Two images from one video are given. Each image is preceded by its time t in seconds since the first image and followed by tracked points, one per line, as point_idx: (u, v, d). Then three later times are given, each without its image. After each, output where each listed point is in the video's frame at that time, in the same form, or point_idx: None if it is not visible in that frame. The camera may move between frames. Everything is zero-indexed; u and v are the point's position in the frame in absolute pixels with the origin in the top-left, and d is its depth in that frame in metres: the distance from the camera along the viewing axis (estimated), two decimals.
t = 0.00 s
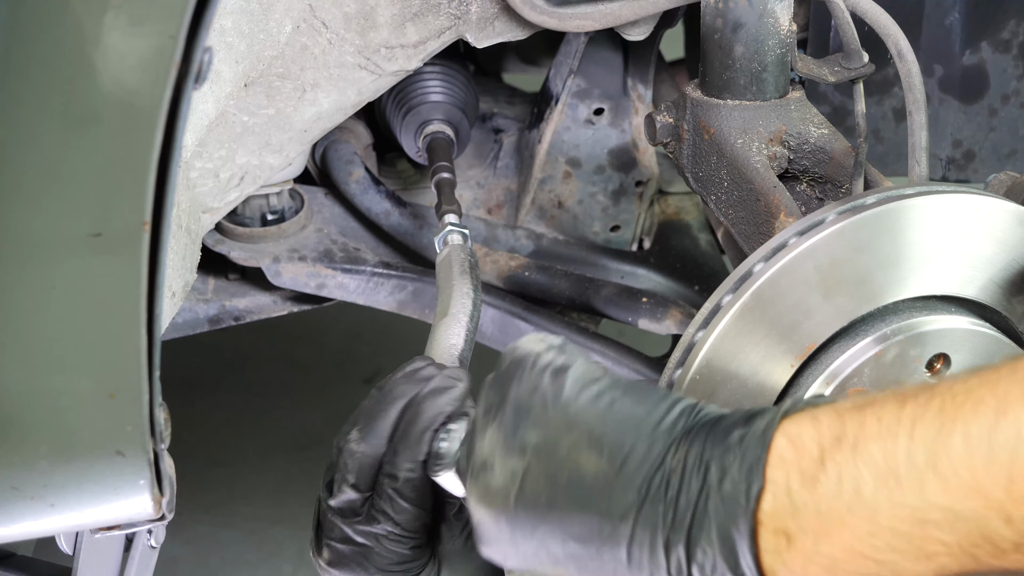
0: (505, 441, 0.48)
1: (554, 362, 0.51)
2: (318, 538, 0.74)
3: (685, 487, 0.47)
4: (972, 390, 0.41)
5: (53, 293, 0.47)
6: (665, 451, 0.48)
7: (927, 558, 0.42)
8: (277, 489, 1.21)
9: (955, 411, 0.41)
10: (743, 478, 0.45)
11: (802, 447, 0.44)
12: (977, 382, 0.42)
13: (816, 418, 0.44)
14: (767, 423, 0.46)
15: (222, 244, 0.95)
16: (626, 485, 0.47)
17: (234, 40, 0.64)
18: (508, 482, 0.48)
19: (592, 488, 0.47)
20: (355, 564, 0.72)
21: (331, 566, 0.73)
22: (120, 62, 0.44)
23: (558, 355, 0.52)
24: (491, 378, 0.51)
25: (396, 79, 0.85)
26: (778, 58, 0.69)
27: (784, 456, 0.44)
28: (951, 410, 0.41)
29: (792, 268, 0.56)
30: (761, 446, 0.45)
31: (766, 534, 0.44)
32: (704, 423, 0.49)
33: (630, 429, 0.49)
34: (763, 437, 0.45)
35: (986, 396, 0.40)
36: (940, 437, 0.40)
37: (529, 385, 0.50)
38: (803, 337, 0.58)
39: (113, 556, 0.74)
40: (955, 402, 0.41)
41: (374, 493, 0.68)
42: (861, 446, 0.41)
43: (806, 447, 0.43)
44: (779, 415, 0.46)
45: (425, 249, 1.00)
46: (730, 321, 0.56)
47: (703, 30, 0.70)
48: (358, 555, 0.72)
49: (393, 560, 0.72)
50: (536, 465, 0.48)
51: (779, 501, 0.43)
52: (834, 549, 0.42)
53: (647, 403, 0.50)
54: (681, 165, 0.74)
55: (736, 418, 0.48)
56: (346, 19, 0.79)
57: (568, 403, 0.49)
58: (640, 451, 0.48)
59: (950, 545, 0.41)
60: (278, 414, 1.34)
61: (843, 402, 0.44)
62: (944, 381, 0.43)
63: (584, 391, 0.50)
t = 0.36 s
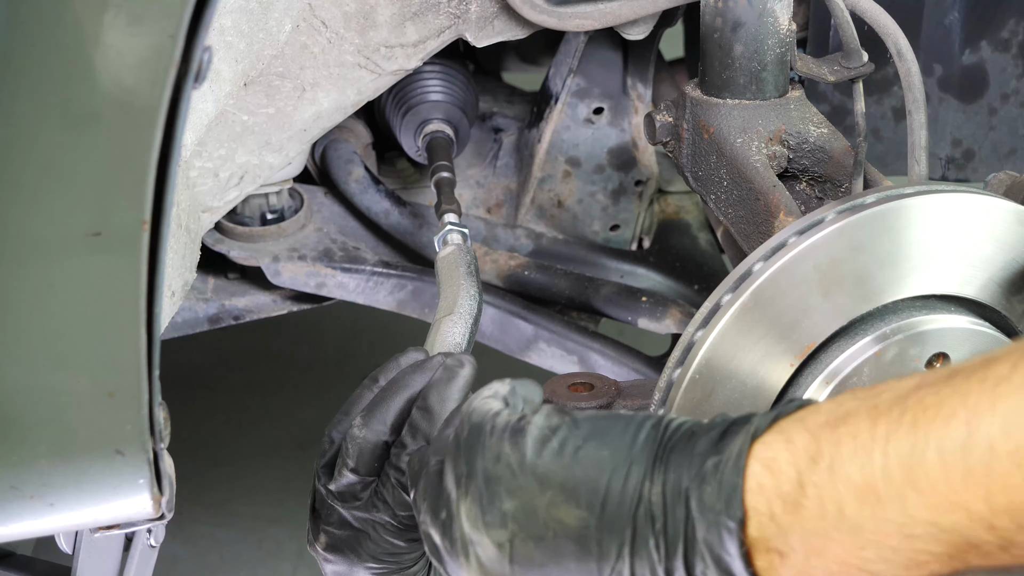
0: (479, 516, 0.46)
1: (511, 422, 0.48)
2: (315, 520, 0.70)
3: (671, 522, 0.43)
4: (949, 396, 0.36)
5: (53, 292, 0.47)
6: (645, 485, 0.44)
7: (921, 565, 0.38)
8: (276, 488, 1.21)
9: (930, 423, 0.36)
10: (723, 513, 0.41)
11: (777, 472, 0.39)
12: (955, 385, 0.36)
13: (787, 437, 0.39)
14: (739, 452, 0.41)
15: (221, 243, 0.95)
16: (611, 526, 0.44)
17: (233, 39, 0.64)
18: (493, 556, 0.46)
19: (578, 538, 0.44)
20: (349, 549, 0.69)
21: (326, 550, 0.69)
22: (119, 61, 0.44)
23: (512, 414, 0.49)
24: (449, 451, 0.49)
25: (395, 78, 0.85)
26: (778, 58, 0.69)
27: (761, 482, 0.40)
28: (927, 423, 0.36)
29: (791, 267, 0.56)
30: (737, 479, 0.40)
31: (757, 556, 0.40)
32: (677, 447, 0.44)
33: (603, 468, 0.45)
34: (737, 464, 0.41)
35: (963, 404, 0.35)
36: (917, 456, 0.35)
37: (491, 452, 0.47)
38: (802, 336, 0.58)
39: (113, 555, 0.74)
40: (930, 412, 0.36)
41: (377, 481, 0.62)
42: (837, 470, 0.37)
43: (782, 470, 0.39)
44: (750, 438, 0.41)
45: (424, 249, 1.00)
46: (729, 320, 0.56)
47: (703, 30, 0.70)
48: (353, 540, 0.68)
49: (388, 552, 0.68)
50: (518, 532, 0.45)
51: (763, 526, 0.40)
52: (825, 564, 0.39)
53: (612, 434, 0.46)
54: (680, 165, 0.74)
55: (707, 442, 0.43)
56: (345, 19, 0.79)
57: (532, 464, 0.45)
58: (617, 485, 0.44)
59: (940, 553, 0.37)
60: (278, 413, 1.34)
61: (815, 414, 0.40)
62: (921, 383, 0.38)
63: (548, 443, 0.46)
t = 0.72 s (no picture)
0: (449, 526, 0.49)
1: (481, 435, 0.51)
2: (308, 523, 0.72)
3: (638, 538, 0.45)
4: (905, 414, 0.37)
5: (53, 293, 0.47)
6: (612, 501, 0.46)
7: None
8: (276, 488, 1.21)
9: (887, 441, 0.36)
10: (687, 529, 0.43)
11: (743, 489, 0.41)
12: (913, 402, 0.37)
13: (751, 454, 0.41)
14: (700, 471, 0.43)
15: (221, 243, 0.95)
16: (579, 541, 0.46)
17: (233, 39, 0.64)
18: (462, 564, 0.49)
19: (545, 551, 0.47)
20: (337, 551, 0.70)
21: (317, 551, 0.71)
22: (119, 61, 0.44)
23: (486, 426, 0.51)
24: (427, 458, 0.52)
25: (395, 78, 0.85)
26: (777, 57, 0.69)
27: (727, 500, 0.41)
28: (885, 441, 0.37)
29: (790, 268, 0.56)
30: (700, 498, 0.42)
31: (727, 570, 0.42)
32: (644, 464, 0.46)
33: (570, 484, 0.47)
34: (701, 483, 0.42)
35: (919, 423, 0.36)
36: (874, 475, 0.36)
37: (462, 465, 0.50)
38: (802, 336, 0.58)
39: (112, 555, 0.74)
40: (887, 431, 0.37)
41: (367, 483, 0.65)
42: (798, 488, 0.38)
43: (747, 488, 0.41)
44: (714, 457, 0.43)
45: (423, 248, 1.00)
46: (728, 320, 0.56)
47: (703, 29, 0.70)
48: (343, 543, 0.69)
49: (374, 552, 0.69)
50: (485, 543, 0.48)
51: (730, 541, 0.41)
52: None
53: (580, 450, 0.48)
54: (679, 164, 0.74)
55: (673, 460, 0.45)
56: (345, 18, 0.79)
57: (499, 479, 0.48)
58: (585, 499, 0.46)
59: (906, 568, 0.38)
60: (277, 413, 1.34)
61: (780, 430, 0.41)
62: (882, 400, 0.39)
63: (517, 458, 0.48)
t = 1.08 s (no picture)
0: (444, 509, 0.51)
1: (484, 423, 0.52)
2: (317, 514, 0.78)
3: (630, 533, 0.47)
4: (895, 414, 0.38)
5: (52, 292, 0.47)
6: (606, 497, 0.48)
7: None
8: (275, 488, 1.21)
9: (877, 440, 0.37)
10: (680, 524, 0.44)
11: (735, 485, 0.42)
12: (903, 403, 0.38)
13: (744, 452, 0.42)
14: (693, 468, 0.45)
15: (220, 243, 0.95)
16: (573, 533, 0.48)
17: (232, 38, 0.64)
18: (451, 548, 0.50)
19: (538, 541, 0.48)
20: (346, 540, 0.75)
21: (329, 541, 0.76)
22: (118, 61, 0.44)
23: (490, 416, 0.53)
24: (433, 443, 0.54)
25: (395, 77, 0.86)
26: (776, 57, 0.69)
27: (719, 496, 0.43)
28: (874, 440, 0.38)
29: (790, 267, 0.56)
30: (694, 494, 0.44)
31: (716, 566, 0.44)
32: (640, 461, 0.48)
33: (567, 478, 0.48)
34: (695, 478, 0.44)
35: (908, 423, 0.37)
36: (863, 473, 0.37)
37: (463, 450, 0.51)
38: (801, 336, 0.58)
39: (111, 554, 0.74)
40: (877, 430, 0.38)
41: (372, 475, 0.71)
42: (787, 485, 0.39)
43: (739, 485, 0.42)
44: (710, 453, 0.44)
45: (422, 248, 1.00)
46: (727, 320, 0.56)
47: (702, 29, 0.70)
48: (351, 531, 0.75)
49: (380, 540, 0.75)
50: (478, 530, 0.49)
51: (720, 536, 0.43)
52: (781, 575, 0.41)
53: (580, 445, 0.50)
54: (678, 164, 0.74)
55: (668, 456, 0.47)
56: (344, 18, 0.79)
57: (497, 467, 0.50)
58: (582, 494, 0.48)
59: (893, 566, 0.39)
60: (276, 413, 1.34)
61: (773, 428, 0.42)
62: (872, 400, 0.39)
63: (516, 449, 0.50)
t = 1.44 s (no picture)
0: (424, 486, 0.50)
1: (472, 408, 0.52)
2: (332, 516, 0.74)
3: (604, 524, 0.48)
4: (859, 413, 0.39)
5: (52, 291, 0.47)
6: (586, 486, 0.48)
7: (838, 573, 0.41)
8: (275, 488, 1.21)
9: (841, 436, 0.39)
10: (652, 512, 0.45)
11: (705, 477, 0.44)
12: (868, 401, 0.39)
13: (715, 446, 0.44)
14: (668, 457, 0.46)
15: (220, 242, 0.95)
16: (550, 519, 0.48)
17: (232, 38, 0.64)
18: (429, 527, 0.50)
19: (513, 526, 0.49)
20: (370, 531, 0.73)
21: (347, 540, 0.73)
22: (118, 60, 0.44)
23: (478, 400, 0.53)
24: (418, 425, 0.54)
25: (394, 77, 0.86)
26: (776, 57, 0.69)
27: (690, 487, 0.45)
28: (839, 437, 0.39)
29: (791, 266, 0.56)
30: (667, 484, 0.45)
31: (686, 557, 0.45)
32: (619, 452, 0.49)
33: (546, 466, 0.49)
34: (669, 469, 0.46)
35: (872, 420, 0.39)
36: (827, 467, 0.39)
37: (448, 434, 0.51)
38: (800, 335, 0.58)
39: (111, 554, 0.74)
40: (843, 426, 0.39)
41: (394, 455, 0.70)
42: (754, 477, 0.41)
43: (709, 478, 0.44)
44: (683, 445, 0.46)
45: (422, 248, 1.00)
46: (727, 319, 0.56)
47: (702, 28, 0.70)
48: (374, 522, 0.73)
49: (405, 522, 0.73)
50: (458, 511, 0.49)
51: (690, 528, 0.45)
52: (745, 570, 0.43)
53: (561, 434, 0.50)
54: (678, 163, 0.74)
55: (644, 448, 0.48)
56: (344, 17, 0.79)
57: (480, 450, 0.50)
58: (560, 482, 0.49)
59: (853, 562, 0.40)
60: (276, 412, 1.34)
61: (743, 424, 0.44)
62: (839, 397, 0.41)
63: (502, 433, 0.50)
